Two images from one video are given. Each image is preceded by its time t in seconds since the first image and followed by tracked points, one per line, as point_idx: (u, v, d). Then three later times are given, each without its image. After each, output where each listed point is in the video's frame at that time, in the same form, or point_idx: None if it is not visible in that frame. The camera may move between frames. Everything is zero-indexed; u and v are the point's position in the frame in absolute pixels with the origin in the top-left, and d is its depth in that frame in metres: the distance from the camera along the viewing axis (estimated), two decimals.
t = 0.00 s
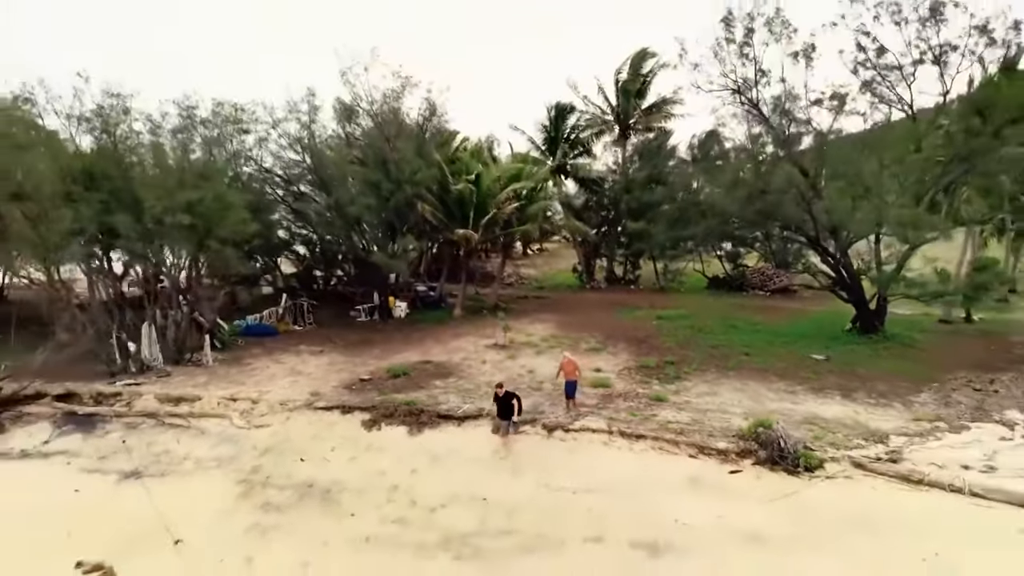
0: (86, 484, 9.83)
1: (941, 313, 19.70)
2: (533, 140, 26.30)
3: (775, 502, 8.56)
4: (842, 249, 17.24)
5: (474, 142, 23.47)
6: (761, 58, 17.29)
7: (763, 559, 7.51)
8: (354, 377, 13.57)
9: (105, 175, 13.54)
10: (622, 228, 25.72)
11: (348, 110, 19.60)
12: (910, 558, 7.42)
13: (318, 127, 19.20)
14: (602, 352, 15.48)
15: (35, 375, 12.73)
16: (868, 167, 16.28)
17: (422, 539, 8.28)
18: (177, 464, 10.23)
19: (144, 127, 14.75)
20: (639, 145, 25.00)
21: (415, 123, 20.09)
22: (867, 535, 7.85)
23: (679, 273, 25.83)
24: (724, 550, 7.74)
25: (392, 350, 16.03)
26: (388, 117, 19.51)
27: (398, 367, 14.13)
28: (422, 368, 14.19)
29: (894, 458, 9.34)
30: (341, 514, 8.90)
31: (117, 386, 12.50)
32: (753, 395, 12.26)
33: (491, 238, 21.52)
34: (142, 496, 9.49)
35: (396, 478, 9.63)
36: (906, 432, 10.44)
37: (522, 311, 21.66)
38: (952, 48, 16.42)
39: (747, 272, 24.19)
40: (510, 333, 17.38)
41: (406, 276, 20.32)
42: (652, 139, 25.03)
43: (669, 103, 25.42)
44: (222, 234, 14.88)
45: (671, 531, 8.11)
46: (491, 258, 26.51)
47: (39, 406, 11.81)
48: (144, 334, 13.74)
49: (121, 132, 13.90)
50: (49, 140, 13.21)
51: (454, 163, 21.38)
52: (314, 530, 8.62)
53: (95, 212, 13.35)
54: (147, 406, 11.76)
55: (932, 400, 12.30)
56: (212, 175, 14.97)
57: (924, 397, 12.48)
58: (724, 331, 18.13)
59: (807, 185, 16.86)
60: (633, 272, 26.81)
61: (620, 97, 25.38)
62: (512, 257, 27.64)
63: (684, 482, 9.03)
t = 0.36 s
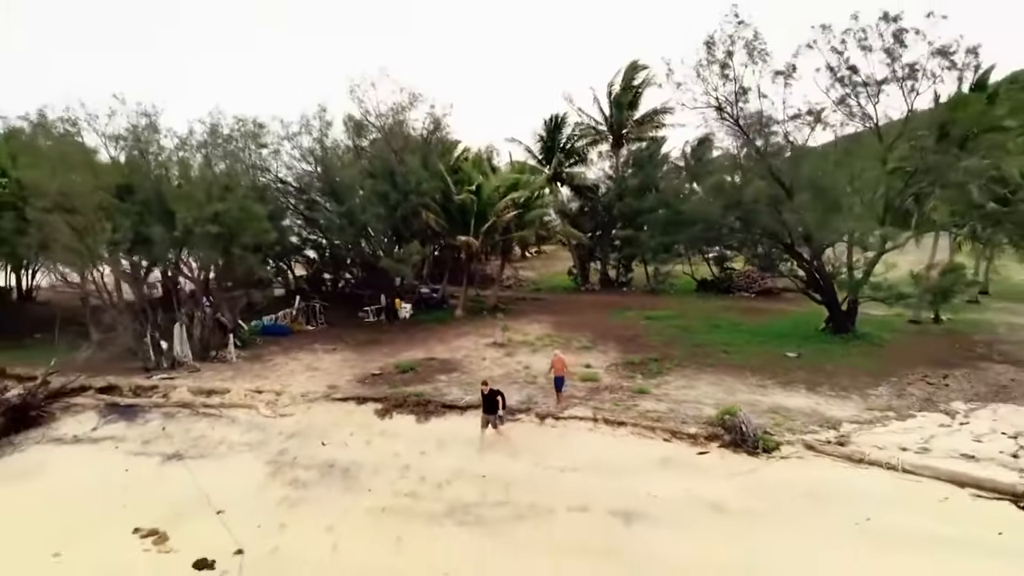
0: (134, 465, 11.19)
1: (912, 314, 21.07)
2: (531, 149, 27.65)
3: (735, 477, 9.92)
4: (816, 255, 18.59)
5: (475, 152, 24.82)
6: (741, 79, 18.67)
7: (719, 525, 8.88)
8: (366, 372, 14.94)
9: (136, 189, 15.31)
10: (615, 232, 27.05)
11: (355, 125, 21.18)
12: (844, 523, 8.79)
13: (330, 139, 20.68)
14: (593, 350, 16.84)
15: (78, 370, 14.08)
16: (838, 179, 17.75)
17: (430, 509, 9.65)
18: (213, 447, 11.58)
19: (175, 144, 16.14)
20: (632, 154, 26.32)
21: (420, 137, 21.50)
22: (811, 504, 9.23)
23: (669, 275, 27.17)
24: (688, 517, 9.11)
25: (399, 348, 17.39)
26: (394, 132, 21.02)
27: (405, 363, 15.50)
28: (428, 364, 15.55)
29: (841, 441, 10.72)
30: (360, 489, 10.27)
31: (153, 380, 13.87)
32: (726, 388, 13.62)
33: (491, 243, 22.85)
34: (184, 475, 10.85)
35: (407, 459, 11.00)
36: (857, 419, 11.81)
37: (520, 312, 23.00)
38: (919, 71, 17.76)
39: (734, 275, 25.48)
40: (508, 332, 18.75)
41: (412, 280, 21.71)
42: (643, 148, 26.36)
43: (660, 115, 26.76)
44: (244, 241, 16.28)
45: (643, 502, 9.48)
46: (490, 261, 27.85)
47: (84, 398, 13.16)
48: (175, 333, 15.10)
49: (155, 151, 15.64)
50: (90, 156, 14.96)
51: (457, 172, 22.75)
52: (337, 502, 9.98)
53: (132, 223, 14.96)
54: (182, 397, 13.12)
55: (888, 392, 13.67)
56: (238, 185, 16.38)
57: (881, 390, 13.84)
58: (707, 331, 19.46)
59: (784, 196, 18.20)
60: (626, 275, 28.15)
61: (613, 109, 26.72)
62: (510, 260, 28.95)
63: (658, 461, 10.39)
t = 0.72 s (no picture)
0: (172, 448, 12.64)
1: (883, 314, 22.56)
2: (528, 158, 29.11)
3: (700, 457, 11.39)
4: (791, 260, 20.10)
5: (474, 161, 26.28)
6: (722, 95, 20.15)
7: (684, 496, 10.34)
8: (375, 367, 16.41)
9: (163, 200, 16.68)
10: (607, 238, 28.53)
11: (363, 137, 22.65)
12: (792, 494, 10.25)
13: (339, 151, 22.14)
14: (583, 348, 18.31)
15: (115, 365, 15.54)
16: (809, 191, 19.26)
17: (435, 485, 11.10)
18: (241, 433, 13.04)
19: (198, 157, 17.56)
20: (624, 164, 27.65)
21: (422, 149, 22.96)
22: (764, 479, 10.69)
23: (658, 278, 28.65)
24: (658, 490, 10.57)
25: (405, 346, 18.86)
26: (399, 144, 22.51)
27: (411, 359, 16.96)
28: (431, 360, 17.02)
29: (796, 427, 12.20)
30: (374, 468, 11.73)
31: (184, 374, 15.33)
32: (702, 382, 15.09)
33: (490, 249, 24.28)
34: (217, 456, 12.30)
35: (414, 443, 12.46)
36: (814, 408, 13.30)
37: (517, 313, 24.41)
38: (886, 91, 19.21)
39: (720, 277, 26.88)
40: (505, 332, 20.22)
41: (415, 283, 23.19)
42: (634, 157, 27.81)
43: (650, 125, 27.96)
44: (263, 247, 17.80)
45: (620, 478, 10.94)
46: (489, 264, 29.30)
47: (122, 390, 14.61)
48: (200, 331, 16.57)
49: (182, 164, 17.06)
50: (124, 172, 16.47)
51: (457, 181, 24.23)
52: (354, 479, 11.45)
53: (162, 233, 16.46)
54: (210, 389, 14.59)
55: (847, 385, 15.15)
56: (256, 196, 17.86)
57: (842, 383, 15.32)
58: (690, 330, 20.91)
59: (760, 205, 19.68)
60: (617, 277, 29.60)
61: (605, 120, 28.17)
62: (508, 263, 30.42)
63: (635, 444, 11.85)
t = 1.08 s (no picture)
0: (204, 434, 14.20)
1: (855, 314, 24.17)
2: (524, 167, 30.71)
3: (671, 440, 12.98)
4: (766, 264, 21.65)
5: (473, 170, 27.87)
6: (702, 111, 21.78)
7: (654, 474, 11.93)
8: (383, 363, 18.00)
9: (188, 210, 18.10)
10: (598, 242, 30.07)
11: (369, 148, 24.30)
12: (748, 471, 11.83)
13: (346, 162, 23.71)
14: (574, 345, 19.91)
15: (148, 361, 17.09)
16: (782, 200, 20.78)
17: (439, 465, 12.68)
18: (265, 421, 14.61)
19: (219, 170, 18.94)
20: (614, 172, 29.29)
21: (424, 159, 24.57)
22: (726, 458, 12.27)
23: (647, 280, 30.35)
24: (633, 468, 12.16)
25: (409, 343, 20.46)
26: (403, 154, 24.11)
27: (415, 356, 18.56)
28: (434, 356, 18.62)
29: (757, 414, 13.81)
30: (384, 451, 13.30)
31: (210, 369, 16.86)
32: (679, 375, 16.70)
33: (489, 252, 25.83)
34: (245, 441, 13.87)
35: (420, 428, 14.05)
36: (776, 398, 14.91)
37: (514, 313, 26.02)
38: (851, 106, 20.87)
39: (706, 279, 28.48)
40: (502, 331, 21.83)
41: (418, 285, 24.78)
42: (625, 166, 29.40)
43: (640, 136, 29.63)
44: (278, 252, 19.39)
45: (601, 458, 12.53)
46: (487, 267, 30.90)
47: (155, 383, 16.18)
48: (223, 330, 18.15)
49: (206, 175, 18.66)
50: (155, 185, 18.12)
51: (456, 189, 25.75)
52: (368, 459, 13.02)
53: (188, 241, 18.01)
54: (235, 383, 16.16)
55: (811, 378, 16.77)
56: (272, 205, 19.32)
57: (806, 376, 16.95)
58: (674, 329, 22.50)
59: (736, 214, 21.20)
60: (609, 280, 31.19)
61: (597, 131, 29.77)
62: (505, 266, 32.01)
63: (615, 430, 13.45)
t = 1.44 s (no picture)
0: (231, 422, 15.86)
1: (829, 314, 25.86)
2: (521, 175, 32.37)
3: (648, 427, 14.66)
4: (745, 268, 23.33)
5: (473, 179, 29.56)
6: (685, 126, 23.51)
7: (632, 456, 13.60)
8: (390, 359, 19.67)
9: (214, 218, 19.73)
10: (590, 248, 31.71)
11: (376, 160, 26.04)
12: (714, 453, 13.50)
13: (354, 172, 25.39)
14: (565, 343, 21.59)
15: (177, 357, 18.75)
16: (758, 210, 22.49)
17: (442, 448, 14.36)
18: (286, 410, 16.28)
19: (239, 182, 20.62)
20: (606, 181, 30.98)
21: (427, 169, 26.26)
22: (695, 443, 13.94)
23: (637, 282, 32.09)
24: (613, 451, 13.83)
25: (414, 341, 22.14)
26: (407, 165, 25.80)
27: (420, 353, 20.24)
28: (437, 353, 20.30)
29: (726, 405, 15.50)
30: (394, 436, 14.98)
31: (233, 365, 18.52)
32: (660, 371, 18.38)
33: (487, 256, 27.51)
34: (269, 427, 15.53)
35: (425, 417, 15.72)
36: (746, 391, 16.60)
37: (511, 314, 27.72)
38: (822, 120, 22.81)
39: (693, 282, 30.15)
40: (500, 331, 23.50)
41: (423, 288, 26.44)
42: (616, 175, 31.03)
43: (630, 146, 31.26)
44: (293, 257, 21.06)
45: (586, 442, 14.20)
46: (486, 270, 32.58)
47: (184, 377, 17.86)
48: (246, 329, 19.85)
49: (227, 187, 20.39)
50: (188, 197, 19.98)
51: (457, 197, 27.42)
52: (379, 444, 14.68)
53: (213, 247, 19.66)
54: (257, 377, 17.84)
55: (780, 373, 18.45)
56: (289, 213, 20.98)
57: (775, 371, 18.63)
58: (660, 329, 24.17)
59: (715, 222, 22.92)
60: (602, 282, 32.86)
61: (590, 141, 31.42)
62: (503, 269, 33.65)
63: (599, 418, 15.12)
